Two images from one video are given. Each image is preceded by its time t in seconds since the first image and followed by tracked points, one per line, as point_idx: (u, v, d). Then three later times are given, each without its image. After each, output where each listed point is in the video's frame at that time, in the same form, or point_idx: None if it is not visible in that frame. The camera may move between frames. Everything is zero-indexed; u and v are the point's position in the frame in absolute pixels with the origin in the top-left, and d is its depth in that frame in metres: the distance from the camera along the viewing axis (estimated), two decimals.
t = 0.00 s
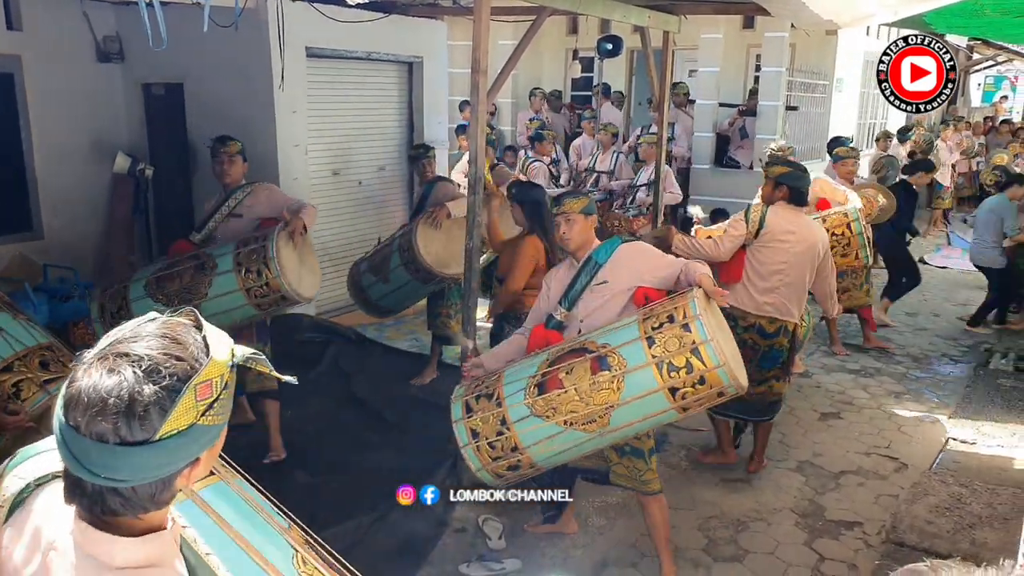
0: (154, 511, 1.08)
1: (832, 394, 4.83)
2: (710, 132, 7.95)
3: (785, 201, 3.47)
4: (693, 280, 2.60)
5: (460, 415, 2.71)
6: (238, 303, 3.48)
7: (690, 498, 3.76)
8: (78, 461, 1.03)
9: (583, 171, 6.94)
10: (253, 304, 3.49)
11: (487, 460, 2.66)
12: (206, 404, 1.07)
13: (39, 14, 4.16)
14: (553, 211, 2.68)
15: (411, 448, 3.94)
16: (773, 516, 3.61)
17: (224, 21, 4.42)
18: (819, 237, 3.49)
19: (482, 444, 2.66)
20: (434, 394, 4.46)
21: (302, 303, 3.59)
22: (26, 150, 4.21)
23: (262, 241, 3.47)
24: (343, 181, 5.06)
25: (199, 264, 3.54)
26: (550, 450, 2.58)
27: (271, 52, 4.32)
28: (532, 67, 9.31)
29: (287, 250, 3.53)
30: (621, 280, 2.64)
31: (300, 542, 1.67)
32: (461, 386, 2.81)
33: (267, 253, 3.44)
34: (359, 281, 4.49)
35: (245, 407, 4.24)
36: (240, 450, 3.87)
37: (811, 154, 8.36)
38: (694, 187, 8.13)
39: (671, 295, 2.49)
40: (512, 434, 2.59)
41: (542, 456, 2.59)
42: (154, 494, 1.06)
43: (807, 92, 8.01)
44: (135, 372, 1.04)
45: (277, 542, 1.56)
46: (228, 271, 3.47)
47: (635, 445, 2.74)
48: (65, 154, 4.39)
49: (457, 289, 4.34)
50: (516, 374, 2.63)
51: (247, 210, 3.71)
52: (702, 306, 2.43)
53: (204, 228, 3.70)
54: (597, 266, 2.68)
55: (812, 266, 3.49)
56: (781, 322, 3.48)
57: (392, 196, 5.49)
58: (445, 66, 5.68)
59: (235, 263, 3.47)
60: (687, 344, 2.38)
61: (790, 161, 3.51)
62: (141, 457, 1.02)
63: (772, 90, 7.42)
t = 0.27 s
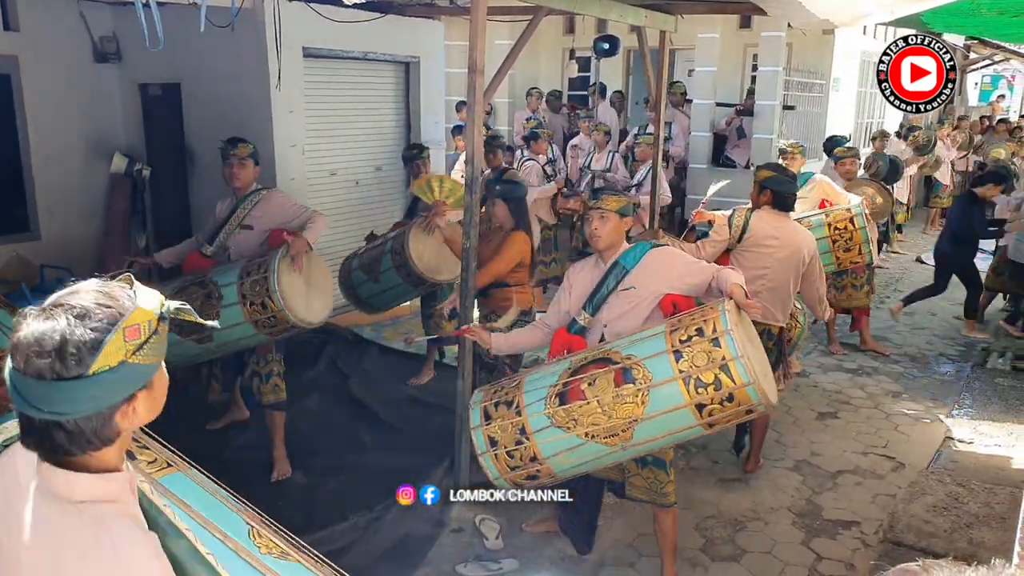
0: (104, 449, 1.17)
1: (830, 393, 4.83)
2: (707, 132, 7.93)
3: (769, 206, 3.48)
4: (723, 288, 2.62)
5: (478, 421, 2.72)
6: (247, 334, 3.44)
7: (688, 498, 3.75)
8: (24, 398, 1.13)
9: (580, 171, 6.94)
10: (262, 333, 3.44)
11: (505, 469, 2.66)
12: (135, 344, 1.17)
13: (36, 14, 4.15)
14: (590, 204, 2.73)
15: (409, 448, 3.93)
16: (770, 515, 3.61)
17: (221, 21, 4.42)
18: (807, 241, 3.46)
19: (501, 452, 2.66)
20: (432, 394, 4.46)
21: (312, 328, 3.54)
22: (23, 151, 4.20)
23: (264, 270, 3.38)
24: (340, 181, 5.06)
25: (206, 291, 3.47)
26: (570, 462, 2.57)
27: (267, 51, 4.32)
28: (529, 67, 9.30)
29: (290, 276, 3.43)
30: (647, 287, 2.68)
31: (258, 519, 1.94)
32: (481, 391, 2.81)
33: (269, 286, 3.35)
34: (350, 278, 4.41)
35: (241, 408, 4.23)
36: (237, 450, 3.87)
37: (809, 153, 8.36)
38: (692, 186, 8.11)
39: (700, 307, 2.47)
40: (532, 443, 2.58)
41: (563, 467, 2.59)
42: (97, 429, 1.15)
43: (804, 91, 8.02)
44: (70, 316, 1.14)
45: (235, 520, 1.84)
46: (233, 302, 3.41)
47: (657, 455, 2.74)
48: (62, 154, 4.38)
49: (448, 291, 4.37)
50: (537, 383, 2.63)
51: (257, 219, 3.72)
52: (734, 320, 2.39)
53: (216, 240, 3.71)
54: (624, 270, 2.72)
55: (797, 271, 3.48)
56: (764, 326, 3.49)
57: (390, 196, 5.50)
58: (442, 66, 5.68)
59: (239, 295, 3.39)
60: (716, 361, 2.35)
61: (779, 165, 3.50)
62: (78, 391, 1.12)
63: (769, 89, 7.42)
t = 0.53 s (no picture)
0: (82, 414, 1.22)
1: (828, 393, 4.83)
2: (706, 132, 7.93)
3: (734, 207, 3.46)
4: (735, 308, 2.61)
5: (487, 438, 2.70)
6: (248, 346, 3.46)
7: (686, 497, 3.75)
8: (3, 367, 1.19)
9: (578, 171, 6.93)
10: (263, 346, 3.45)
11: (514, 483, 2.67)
12: (107, 311, 1.22)
13: (35, 13, 4.15)
14: (613, 212, 2.70)
15: (407, 448, 3.93)
16: (769, 515, 3.61)
17: (220, 20, 4.41)
18: (773, 240, 3.39)
19: (510, 469, 2.66)
20: (430, 394, 4.46)
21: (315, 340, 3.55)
22: (21, 150, 4.20)
23: (262, 286, 3.39)
24: (339, 181, 5.06)
25: (210, 302, 3.48)
26: (580, 480, 2.59)
27: (265, 52, 4.31)
28: (528, 67, 9.29)
29: (288, 292, 3.43)
30: (660, 303, 2.69)
31: (244, 513, 2.00)
32: (488, 402, 2.79)
33: (267, 302, 3.35)
34: (346, 280, 4.39)
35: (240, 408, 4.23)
36: (235, 450, 3.87)
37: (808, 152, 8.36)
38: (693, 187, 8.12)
39: (713, 334, 2.46)
40: (541, 463, 2.59)
41: (572, 484, 2.61)
42: (73, 393, 1.20)
43: (803, 91, 8.02)
44: (42, 290, 1.20)
45: (220, 509, 1.92)
46: (234, 316, 3.42)
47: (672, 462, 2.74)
48: (61, 153, 4.38)
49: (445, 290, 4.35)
50: (546, 402, 2.61)
51: (267, 227, 3.69)
52: (747, 352, 2.38)
53: (226, 245, 3.71)
54: (636, 284, 2.71)
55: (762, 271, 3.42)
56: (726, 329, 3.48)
57: (388, 195, 5.50)
58: (440, 65, 5.68)
59: (240, 309, 3.41)
60: (729, 394, 2.35)
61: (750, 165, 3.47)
62: (53, 351, 1.17)
63: (768, 89, 7.42)
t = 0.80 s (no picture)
0: (93, 441, 1.22)
1: (828, 393, 4.83)
2: (705, 132, 7.93)
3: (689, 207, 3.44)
4: (726, 308, 2.62)
5: (480, 435, 2.70)
6: (247, 339, 3.47)
7: (685, 497, 3.76)
8: (15, 393, 1.18)
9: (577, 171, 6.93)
10: (261, 339, 3.47)
11: (508, 481, 2.67)
12: (121, 337, 1.22)
13: (35, 14, 4.14)
14: (600, 213, 2.71)
15: (406, 447, 3.93)
16: (769, 515, 3.61)
17: (219, 21, 4.41)
18: (730, 238, 3.35)
19: (503, 466, 2.65)
20: (429, 394, 4.47)
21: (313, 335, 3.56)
22: (21, 150, 4.19)
23: (261, 279, 3.41)
24: (339, 182, 5.06)
25: (211, 295, 3.52)
26: (574, 476, 2.58)
27: (264, 53, 4.31)
28: (527, 67, 9.29)
29: (286, 286, 3.45)
30: (651, 302, 2.69)
31: (246, 526, 1.97)
32: (482, 401, 2.79)
33: (265, 294, 3.37)
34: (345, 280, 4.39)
35: (239, 408, 4.23)
36: (235, 450, 3.87)
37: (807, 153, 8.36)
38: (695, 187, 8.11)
39: (704, 329, 2.47)
40: (535, 459, 2.58)
41: (566, 480, 2.60)
42: (85, 420, 1.20)
43: (802, 91, 8.02)
44: (57, 315, 1.20)
45: (221, 525, 1.88)
46: (233, 308, 3.45)
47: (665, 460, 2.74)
48: (60, 154, 4.38)
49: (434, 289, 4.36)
50: (540, 399, 2.61)
51: (269, 227, 3.69)
52: (738, 345, 2.39)
53: (229, 245, 3.71)
54: (628, 284, 2.71)
55: (720, 269, 3.39)
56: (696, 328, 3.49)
57: (388, 195, 5.50)
58: (439, 65, 5.68)
59: (238, 302, 3.43)
60: (720, 387, 2.35)
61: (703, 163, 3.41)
62: (67, 379, 1.17)
63: (768, 89, 7.41)
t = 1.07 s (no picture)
0: (108, 468, 1.21)
1: (827, 393, 4.83)
2: (705, 133, 7.93)
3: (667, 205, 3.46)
4: (717, 307, 2.66)
5: (474, 432, 2.70)
6: (252, 327, 3.49)
7: (685, 497, 3.76)
8: (34, 420, 1.17)
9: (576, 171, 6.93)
10: (267, 326, 3.48)
11: (502, 478, 2.66)
12: (143, 364, 1.21)
13: (36, 15, 4.15)
14: (589, 213, 2.74)
15: (406, 448, 3.94)
16: (768, 515, 3.61)
17: (219, 21, 4.41)
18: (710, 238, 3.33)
19: (497, 463, 2.65)
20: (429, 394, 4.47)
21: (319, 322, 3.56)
22: (23, 152, 4.20)
23: (268, 265, 3.43)
24: (338, 182, 5.06)
25: (215, 285, 3.55)
26: (567, 473, 2.58)
27: (265, 53, 4.31)
28: (527, 68, 9.29)
29: (293, 272, 3.47)
30: (644, 299, 2.69)
31: (252, 532, 1.94)
32: (477, 399, 2.80)
33: (272, 279, 3.39)
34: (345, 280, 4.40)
35: (238, 408, 4.23)
36: (235, 451, 3.87)
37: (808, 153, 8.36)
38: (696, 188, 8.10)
39: (695, 326, 2.48)
40: (528, 456, 2.58)
41: (559, 477, 2.60)
42: (102, 449, 1.19)
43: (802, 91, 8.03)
44: (80, 340, 1.18)
45: (227, 530, 1.85)
46: (239, 295, 3.47)
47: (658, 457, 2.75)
48: (60, 155, 4.39)
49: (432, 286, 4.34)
50: (534, 395, 2.62)
51: (269, 219, 3.70)
52: (729, 341, 2.40)
53: (230, 240, 3.69)
54: (620, 281, 2.72)
55: (698, 264, 3.38)
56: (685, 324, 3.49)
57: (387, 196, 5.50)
58: (439, 66, 5.69)
59: (245, 288, 3.46)
60: (711, 383, 2.35)
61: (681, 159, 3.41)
62: (91, 408, 1.16)
63: (768, 89, 7.41)
